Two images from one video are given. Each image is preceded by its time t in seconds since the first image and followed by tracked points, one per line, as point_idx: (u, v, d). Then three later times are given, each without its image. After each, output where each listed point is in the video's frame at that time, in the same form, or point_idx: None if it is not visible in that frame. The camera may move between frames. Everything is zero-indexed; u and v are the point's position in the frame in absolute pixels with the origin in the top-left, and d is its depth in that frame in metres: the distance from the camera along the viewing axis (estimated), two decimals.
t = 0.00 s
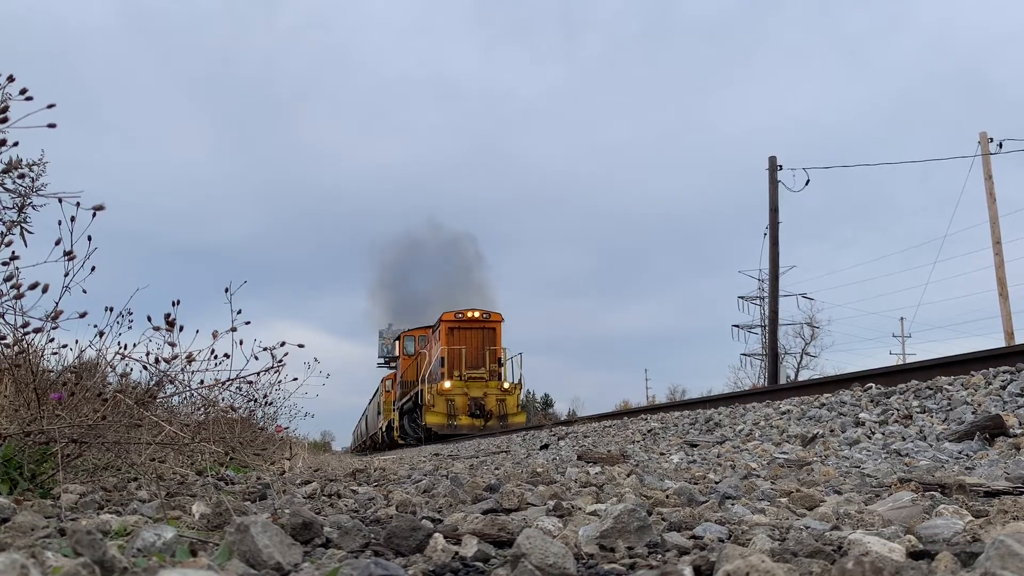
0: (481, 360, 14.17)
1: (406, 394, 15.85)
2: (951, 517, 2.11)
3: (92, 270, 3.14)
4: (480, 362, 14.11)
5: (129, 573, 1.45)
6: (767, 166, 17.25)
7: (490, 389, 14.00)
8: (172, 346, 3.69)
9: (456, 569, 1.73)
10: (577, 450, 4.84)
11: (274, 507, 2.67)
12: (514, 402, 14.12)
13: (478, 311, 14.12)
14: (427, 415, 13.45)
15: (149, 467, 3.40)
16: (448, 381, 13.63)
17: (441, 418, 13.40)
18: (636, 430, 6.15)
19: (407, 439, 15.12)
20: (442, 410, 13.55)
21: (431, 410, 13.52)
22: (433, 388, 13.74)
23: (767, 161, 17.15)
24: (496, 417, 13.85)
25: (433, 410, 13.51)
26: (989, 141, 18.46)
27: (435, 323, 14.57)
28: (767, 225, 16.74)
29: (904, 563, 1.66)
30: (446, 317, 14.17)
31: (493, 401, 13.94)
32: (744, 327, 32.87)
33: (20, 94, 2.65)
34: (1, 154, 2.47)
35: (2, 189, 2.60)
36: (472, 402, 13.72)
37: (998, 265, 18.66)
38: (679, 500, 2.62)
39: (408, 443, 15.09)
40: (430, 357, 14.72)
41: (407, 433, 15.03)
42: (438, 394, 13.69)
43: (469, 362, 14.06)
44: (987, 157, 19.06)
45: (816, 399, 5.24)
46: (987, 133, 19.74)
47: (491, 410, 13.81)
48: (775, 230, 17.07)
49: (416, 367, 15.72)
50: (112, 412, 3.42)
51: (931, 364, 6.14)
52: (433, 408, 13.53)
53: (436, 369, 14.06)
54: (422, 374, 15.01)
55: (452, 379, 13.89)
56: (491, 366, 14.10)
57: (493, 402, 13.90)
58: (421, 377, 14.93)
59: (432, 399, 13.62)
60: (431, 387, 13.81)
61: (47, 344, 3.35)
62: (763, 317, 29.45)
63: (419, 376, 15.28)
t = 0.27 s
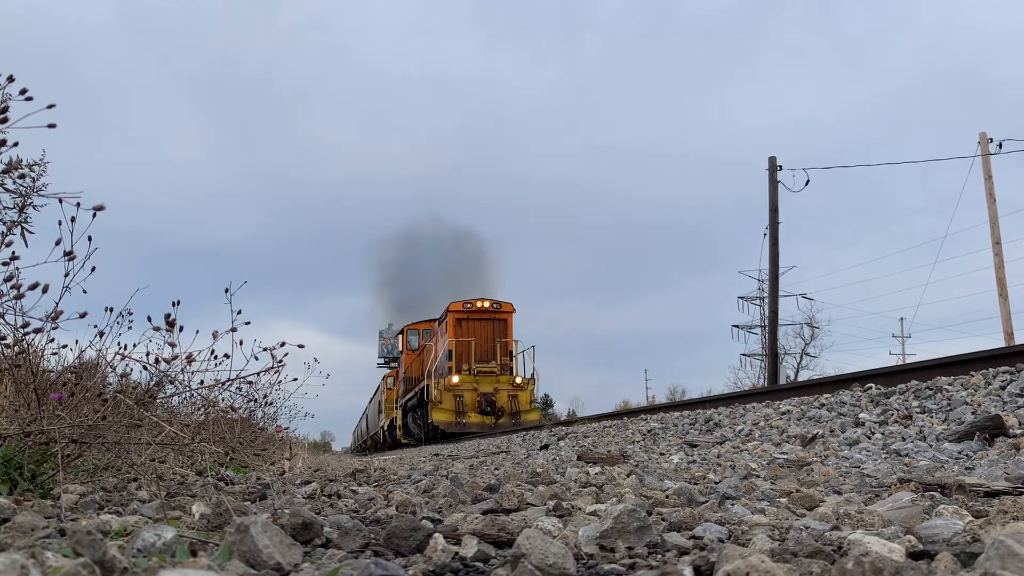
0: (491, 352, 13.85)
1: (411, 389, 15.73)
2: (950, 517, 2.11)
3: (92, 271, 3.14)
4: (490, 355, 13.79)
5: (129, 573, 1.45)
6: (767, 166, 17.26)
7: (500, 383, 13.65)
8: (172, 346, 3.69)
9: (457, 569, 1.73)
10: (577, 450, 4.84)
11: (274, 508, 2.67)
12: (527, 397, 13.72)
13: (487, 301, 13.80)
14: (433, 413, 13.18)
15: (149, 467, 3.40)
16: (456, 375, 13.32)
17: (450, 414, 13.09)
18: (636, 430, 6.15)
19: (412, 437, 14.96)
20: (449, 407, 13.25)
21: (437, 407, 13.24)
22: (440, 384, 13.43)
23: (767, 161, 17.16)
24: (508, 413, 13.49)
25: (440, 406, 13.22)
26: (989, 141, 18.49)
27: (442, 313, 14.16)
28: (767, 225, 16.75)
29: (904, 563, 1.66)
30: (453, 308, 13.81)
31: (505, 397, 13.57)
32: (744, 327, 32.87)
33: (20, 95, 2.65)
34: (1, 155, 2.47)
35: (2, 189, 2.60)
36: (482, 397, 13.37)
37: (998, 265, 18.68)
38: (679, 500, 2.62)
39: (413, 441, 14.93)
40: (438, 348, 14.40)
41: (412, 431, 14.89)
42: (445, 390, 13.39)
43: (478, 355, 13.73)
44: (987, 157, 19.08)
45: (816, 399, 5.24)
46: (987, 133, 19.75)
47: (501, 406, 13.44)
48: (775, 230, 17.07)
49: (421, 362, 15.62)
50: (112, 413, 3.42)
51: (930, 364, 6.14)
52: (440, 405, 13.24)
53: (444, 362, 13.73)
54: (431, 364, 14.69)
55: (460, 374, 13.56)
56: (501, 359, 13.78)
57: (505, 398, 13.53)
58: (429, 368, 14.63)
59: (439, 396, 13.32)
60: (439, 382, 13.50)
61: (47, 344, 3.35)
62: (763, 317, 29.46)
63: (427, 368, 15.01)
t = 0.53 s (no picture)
0: (502, 343, 13.60)
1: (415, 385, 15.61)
2: (951, 517, 2.11)
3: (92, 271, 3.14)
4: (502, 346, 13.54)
5: (129, 573, 1.45)
6: (767, 165, 17.26)
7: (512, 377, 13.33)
8: (172, 346, 3.69)
9: (457, 569, 1.73)
10: (577, 450, 4.84)
11: (274, 508, 2.67)
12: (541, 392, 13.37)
13: (499, 290, 13.54)
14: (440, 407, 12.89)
15: (149, 467, 3.40)
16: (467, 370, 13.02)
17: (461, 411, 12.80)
18: (636, 430, 6.15)
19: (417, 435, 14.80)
20: (457, 402, 12.97)
21: (445, 401, 12.96)
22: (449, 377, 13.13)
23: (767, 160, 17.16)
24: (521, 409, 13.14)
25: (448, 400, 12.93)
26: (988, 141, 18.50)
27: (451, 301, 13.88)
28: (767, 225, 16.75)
29: (904, 563, 1.66)
30: (463, 295, 13.53)
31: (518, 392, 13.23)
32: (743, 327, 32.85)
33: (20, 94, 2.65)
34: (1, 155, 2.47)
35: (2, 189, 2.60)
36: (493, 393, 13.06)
37: (998, 265, 18.68)
38: (679, 500, 2.62)
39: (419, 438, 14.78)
40: (446, 337, 14.08)
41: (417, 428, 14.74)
42: (454, 384, 13.10)
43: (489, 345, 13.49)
44: (987, 157, 19.09)
45: (816, 399, 5.24)
46: (988, 133, 19.75)
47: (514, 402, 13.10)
48: (775, 229, 17.07)
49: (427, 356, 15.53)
50: (112, 413, 3.42)
51: (930, 363, 6.14)
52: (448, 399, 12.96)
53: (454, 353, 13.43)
54: (440, 356, 14.35)
55: (471, 368, 13.26)
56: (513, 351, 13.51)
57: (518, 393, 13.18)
58: (438, 360, 14.30)
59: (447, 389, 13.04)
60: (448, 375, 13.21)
61: (47, 344, 3.35)
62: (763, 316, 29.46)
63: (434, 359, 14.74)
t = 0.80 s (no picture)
0: (515, 333, 13.26)
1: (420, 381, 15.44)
2: (951, 517, 2.11)
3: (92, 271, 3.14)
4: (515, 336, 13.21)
5: (129, 573, 1.45)
6: (767, 166, 17.27)
7: (526, 371, 12.92)
8: (172, 346, 3.69)
9: (457, 569, 1.73)
10: (577, 450, 4.85)
11: (274, 508, 2.67)
12: (557, 387, 12.96)
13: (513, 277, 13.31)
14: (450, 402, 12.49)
15: (149, 467, 3.40)
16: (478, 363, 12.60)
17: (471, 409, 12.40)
18: (636, 430, 6.15)
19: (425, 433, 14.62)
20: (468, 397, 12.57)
21: (456, 396, 12.55)
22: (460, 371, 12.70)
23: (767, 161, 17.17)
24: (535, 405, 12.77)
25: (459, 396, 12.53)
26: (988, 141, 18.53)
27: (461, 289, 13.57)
28: (768, 225, 16.76)
29: (904, 563, 1.66)
30: (474, 282, 13.23)
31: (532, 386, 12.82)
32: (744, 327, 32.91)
33: (20, 94, 2.65)
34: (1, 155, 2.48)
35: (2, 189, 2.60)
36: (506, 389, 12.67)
37: (999, 265, 18.69)
38: (679, 500, 2.62)
39: (426, 436, 14.62)
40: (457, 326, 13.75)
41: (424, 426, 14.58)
42: (465, 378, 12.68)
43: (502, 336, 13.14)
44: (987, 157, 19.10)
45: (816, 399, 5.24)
46: (988, 133, 19.76)
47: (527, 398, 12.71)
48: (775, 230, 17.08)
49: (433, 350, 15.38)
50: (112, 413, 3.43)
51: (930, 364, 6.15)
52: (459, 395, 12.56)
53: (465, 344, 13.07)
54: (450, 346, 14.02)
55: (484, 361, 12.84)
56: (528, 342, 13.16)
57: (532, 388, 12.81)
58: (448, 351, 13.97)
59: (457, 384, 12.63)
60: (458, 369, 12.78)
61: (47, 344, 3.36)
62: (763, 317, 29.48)
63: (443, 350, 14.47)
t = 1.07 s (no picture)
0: (531, 321, 12.73)
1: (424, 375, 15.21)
2: (950, 517, 2.11)
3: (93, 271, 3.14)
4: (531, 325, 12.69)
5: (129, 573, 1.46)
6: (767, 166, 17.27)
7: (544, 362, 12.37)
8: (172, 346, 3.69)
9: (456, 569, 1.73)
10: (577, 450, 4.84)
11: (274, 508, 2.67)
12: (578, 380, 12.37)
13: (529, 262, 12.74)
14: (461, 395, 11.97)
15: (149, 467, 3.40)
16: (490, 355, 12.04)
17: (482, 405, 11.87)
18: (636, 430, 6.15)
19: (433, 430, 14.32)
20: (481, 391, 12.04)
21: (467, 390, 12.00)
22: (473, 361, 12.14)
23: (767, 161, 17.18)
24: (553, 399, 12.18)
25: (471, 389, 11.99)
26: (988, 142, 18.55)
27: (472, 272, 12.95)
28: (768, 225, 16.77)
29: (903, 563, 1.66)
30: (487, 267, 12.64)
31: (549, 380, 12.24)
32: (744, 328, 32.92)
33: (20, 95, 2.65)
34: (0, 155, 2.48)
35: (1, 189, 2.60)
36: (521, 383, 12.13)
37: (999, 265, 18.71)
38: (679, 500, 2.62)
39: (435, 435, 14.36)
40: (468, 312, 13.22)
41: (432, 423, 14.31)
42: (478, 370, 12.14)
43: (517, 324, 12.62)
44: (987, 157, 19.11)
45: (816, 399, 5.24)
46: (988, 133, 19.77)
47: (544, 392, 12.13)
48: (774, 230, 17.08)
49: (438, 342, 15.16)
50: (112, 413, 3.43)
51: (929, 364, 6.15)
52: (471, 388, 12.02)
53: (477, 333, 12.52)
54: (461, 334, 13.49)
55: (498, 352, 12.30)
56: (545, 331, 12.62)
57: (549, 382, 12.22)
58: (458, 340, 13.44)
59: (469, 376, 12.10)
60: (471, 360, 12.23)
61: (47, 345, 3.36)
62: (763, 317, 29.49)
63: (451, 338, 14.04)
